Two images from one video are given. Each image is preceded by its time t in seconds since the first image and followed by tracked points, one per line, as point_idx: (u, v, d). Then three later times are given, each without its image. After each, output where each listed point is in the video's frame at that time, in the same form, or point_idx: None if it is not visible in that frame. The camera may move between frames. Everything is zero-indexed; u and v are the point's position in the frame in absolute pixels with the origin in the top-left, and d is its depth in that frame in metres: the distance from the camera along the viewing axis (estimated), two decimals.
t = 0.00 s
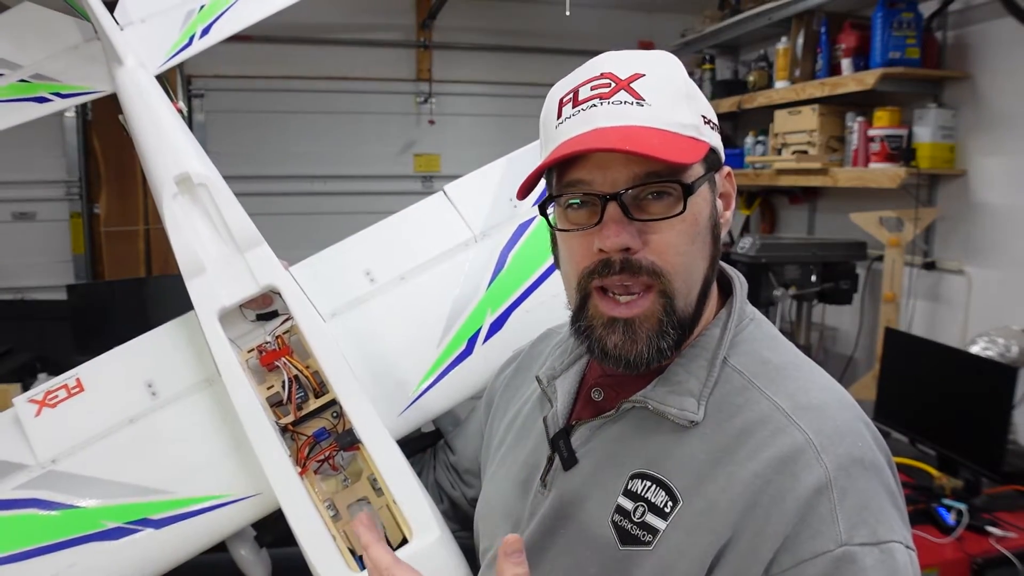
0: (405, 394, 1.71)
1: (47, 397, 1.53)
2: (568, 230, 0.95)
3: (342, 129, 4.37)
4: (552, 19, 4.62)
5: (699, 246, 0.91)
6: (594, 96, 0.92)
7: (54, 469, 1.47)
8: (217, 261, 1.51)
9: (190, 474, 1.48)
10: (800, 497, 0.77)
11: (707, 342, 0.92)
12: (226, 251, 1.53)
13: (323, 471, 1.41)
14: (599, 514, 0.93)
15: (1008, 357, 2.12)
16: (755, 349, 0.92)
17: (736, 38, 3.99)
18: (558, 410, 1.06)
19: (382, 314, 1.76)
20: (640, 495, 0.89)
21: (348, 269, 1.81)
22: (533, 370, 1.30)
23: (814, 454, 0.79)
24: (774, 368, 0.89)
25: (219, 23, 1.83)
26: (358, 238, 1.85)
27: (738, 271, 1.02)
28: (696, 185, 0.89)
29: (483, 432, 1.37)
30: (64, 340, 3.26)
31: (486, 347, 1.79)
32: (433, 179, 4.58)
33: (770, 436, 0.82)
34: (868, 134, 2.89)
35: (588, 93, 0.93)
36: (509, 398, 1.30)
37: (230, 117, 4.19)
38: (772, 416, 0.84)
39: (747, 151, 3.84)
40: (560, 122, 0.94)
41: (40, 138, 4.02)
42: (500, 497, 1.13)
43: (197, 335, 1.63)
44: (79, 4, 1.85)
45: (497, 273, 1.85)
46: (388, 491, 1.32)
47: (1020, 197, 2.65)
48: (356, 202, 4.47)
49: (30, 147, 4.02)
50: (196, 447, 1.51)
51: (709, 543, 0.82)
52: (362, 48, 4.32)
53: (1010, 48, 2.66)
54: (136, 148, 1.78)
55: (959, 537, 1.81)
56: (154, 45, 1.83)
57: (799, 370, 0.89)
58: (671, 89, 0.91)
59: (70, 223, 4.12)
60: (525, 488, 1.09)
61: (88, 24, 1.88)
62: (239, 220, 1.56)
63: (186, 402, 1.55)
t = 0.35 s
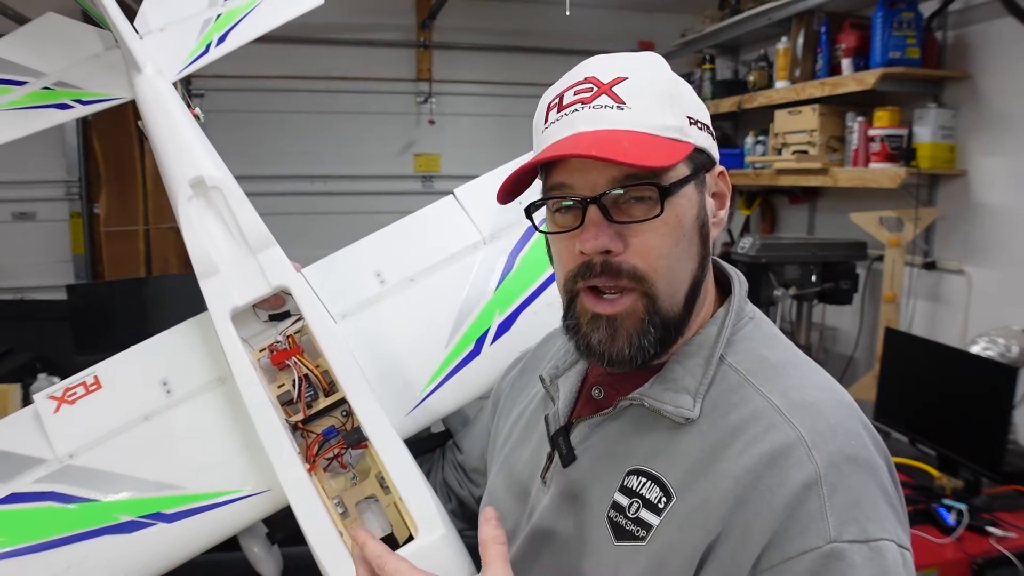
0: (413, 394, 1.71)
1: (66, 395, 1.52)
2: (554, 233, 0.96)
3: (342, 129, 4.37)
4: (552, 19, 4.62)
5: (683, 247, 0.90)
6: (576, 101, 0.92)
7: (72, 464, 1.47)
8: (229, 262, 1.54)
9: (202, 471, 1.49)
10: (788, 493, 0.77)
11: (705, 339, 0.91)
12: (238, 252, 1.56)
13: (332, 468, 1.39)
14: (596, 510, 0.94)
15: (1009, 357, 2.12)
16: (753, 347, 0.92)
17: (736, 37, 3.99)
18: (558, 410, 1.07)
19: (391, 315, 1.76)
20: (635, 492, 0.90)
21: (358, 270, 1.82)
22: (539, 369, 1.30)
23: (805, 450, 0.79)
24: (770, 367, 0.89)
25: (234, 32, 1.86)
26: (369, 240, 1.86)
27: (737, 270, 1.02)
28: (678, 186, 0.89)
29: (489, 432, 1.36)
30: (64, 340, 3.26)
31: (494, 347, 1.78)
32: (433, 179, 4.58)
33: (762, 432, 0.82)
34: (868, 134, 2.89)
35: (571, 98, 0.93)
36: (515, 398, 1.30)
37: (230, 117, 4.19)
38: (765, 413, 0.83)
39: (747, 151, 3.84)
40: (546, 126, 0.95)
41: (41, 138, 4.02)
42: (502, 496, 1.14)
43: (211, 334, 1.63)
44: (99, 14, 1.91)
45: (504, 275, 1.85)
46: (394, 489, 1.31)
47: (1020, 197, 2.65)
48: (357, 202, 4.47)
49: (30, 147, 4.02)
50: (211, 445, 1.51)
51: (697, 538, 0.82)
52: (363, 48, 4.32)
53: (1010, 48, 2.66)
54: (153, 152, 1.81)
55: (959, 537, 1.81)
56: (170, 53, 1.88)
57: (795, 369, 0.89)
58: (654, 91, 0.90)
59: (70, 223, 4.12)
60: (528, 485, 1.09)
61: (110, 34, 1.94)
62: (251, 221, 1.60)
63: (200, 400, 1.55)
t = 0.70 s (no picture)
0: (423, 387, 1.68)
1: (80, 376, 1.54)
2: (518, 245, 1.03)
3: (342, 129, 4.37)
4: (551, 19, 4.63)
5: (574, 321, 0.91)
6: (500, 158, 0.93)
7: (83, 446, 1.46)
8: (246, 250, 1.56)
9: (213, 454, 1.48)
10: (775, 474, 0.78)
11: (714, 337, 0.89)
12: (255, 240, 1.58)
13: (341, 458, 1.38)
14: (599, 499, 0.93)
15: (1008, 357, 2.12)
16: (763, 346, 0.90)
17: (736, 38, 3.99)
18: (566, 403, 1.05)
19: (403, 308, 1.76)
20: (636, 480, 0.90)
21: (372, 264, 1.83)
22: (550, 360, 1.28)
23: (800, 437, 0.79)
24: (778, 364, 0.88)
25: (256, 25, 1.89)
26: (382, 236, 1.87)
27: (748, 269, 0.99)
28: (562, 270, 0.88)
29: (498, 424, 1.36)
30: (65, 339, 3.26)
31: (504, 342, 1.79)
32: (433, 179, 4.58)
33: (761, 420, 0.82)
34: (868, 134, 2.89)
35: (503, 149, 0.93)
36: (525, 390, 1.29)
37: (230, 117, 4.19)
38: (766, 404, 0.84)
39: (747, 151, 3.84)
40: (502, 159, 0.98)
41: (40, 137, 4.02)
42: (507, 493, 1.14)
43: (226, 320, 1.67)
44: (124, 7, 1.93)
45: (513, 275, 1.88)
46: (402, 476, 1.30)
47: (1019, 197, 2.65)
48: (357, 202, 4.47)
49: (29, 147, 4.02)
50: (222, 429, 1.51)
51: (689, 524, 0.82)
52: (362, 48, 4.32)
53: (1010, 49, 2.66)
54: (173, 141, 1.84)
55: (959, 537, 1.81)
56: (193, 44, 1.90)
57: (803, 366, 0.88)
58: (549, 175, 0.85)
59: (70, 223, 4.12)
60: (535, 477, 1.09)
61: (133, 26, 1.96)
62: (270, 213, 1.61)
63: (212, 385, 1.56)
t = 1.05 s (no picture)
0: (432, 385, 1.69)
1: (87, 369, 1.52)
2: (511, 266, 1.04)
3: (343, 129, 4.37)
4: (551, 19, 4.63)
5: (570, 336, 0.91)
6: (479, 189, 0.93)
7: (90, 439, 1.45)
8: (257, 245, 1.55)
9: (221, 450, 1.48)
10: (753, 451, 0.78)
11: (712, 333, 0.88)
12: (266, 236, 1.57)
13: (350, 455, 1.37)
14: (594, 494, 0.94)
15: (1009, 357, 2.12)
16: (763, 341, 0.90)
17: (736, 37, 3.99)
18: (570, 401, 1.06)
19: (414, 305, 1.75)
20: (629, 472, 0.90)
21: (382, 262, 1.80)
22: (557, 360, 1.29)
23: (785, 420, 0.78)
24: (777, 358, 0.87)
25: (267, 17, 1.90)
26: (393, 231, 1.84)
27: (753, 266, 0.98)
28: (553, 289, 0.88)
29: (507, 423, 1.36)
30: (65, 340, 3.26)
31: (514, 342, 1.80)
32: (433, 179, 4.58)
33: (749, 405, 0.82)
34: (868, 134, 2.89)
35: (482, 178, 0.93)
36: (534, 388, 1.29)
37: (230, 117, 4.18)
38: (758, 392, 0.83)
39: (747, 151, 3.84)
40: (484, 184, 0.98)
41: (39, 137, 4.01)
42: (510, 494, 1.15)
43: (236, 318, 1.64)
44: None
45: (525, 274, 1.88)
46: (410, 473, 1.31)
47: (1019, 197, 2.65)
48: (357, 203, 4.47)
49: (28, 147, 4.01)
50: (230, 424, 1.50)
51: (675, 510, 0.82)
52: (363, 48, 4.32)
53: (1010, 49, 2.66)
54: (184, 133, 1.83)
55: (959, 537, 1.81)
56: (204, 35, 1.91)
57: (803, 362, 0.87)
58: (528, 197, 0.85)
59: (70, 223, 4.12)
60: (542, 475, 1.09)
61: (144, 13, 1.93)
62: (281, 207, 1.61)
63: (221, 380, 1.55)
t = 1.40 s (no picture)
0: (431, 386, 1.69)
1: (86, 372, 1.53)
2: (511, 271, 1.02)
3: (343, 129, 4.37)
4: (551, 19, 4.63)
5: (589, 318, 0.88)
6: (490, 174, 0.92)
7: (89, 443, 1.46)
8: (255, 247, 1.57)
9: (219, 452, 1.48)
10: (741, 451, 0.78)
11: (707, 333, 0.88)
12: (265, 238, 1.59)
13: (349, 458, 1.37)
14: (588, 495, 0.94)
15: (1009, 357, 2.12)
16: (758, 342, 0.89)
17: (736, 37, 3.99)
18: (568, 402, 1.06)
19: (412, 306, 1.76)
20: (621, 473, 0.90)
21: (382, 261, 1.81)
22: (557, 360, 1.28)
23: (774, 421, 0.78)
24: (772, 359, 0.87)
25: (264, 18, 1.90)
26: (393, 231, 1.85)
27: (750, 265, 0.98)
28: (570, 269, 0.85)
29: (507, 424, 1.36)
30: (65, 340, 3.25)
31: (513, 342, 1.80)
32: (433, 179, 4.58)
33: (742, 405, 0.82)
34: (868, 134, 2.88)
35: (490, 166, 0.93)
36: (533, 389, 1.28)
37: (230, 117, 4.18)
38: (751, 392, 0.83)
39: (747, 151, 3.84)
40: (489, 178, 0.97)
41: (40, 137, 4.01)
42: (508, 495, 1.15)
43: (233, 320, 1.66)
44: None
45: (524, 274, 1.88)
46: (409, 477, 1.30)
47: (1019, 197, 2.65)
48: (357, 202, 4.47)
49: (29, 147, 4.01)
50: (229, 425, 1.51)
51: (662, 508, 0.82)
52: (362, 48, 4.32)
53: (1010, 49, 2.66)
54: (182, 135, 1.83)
55: (959, 537, 1.81)
56: (202, 35, 1.91)
57: (798, 362, 0.87)
58: (546, 168, 0.83)
59: (70, 223, 4.12)
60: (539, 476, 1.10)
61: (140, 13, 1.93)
62: (278, 207, 1.64)
63: (220, 382, 1.55)
